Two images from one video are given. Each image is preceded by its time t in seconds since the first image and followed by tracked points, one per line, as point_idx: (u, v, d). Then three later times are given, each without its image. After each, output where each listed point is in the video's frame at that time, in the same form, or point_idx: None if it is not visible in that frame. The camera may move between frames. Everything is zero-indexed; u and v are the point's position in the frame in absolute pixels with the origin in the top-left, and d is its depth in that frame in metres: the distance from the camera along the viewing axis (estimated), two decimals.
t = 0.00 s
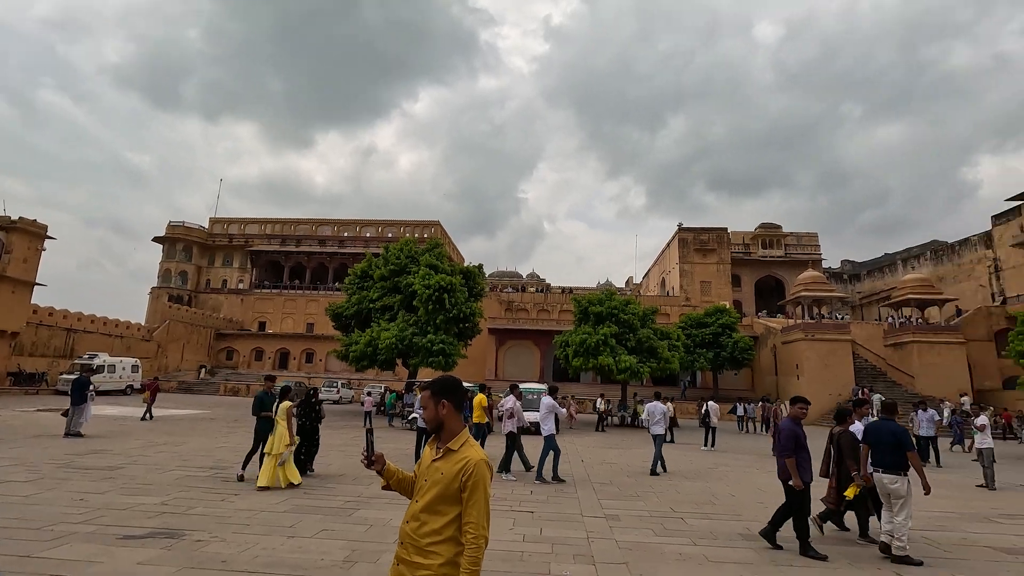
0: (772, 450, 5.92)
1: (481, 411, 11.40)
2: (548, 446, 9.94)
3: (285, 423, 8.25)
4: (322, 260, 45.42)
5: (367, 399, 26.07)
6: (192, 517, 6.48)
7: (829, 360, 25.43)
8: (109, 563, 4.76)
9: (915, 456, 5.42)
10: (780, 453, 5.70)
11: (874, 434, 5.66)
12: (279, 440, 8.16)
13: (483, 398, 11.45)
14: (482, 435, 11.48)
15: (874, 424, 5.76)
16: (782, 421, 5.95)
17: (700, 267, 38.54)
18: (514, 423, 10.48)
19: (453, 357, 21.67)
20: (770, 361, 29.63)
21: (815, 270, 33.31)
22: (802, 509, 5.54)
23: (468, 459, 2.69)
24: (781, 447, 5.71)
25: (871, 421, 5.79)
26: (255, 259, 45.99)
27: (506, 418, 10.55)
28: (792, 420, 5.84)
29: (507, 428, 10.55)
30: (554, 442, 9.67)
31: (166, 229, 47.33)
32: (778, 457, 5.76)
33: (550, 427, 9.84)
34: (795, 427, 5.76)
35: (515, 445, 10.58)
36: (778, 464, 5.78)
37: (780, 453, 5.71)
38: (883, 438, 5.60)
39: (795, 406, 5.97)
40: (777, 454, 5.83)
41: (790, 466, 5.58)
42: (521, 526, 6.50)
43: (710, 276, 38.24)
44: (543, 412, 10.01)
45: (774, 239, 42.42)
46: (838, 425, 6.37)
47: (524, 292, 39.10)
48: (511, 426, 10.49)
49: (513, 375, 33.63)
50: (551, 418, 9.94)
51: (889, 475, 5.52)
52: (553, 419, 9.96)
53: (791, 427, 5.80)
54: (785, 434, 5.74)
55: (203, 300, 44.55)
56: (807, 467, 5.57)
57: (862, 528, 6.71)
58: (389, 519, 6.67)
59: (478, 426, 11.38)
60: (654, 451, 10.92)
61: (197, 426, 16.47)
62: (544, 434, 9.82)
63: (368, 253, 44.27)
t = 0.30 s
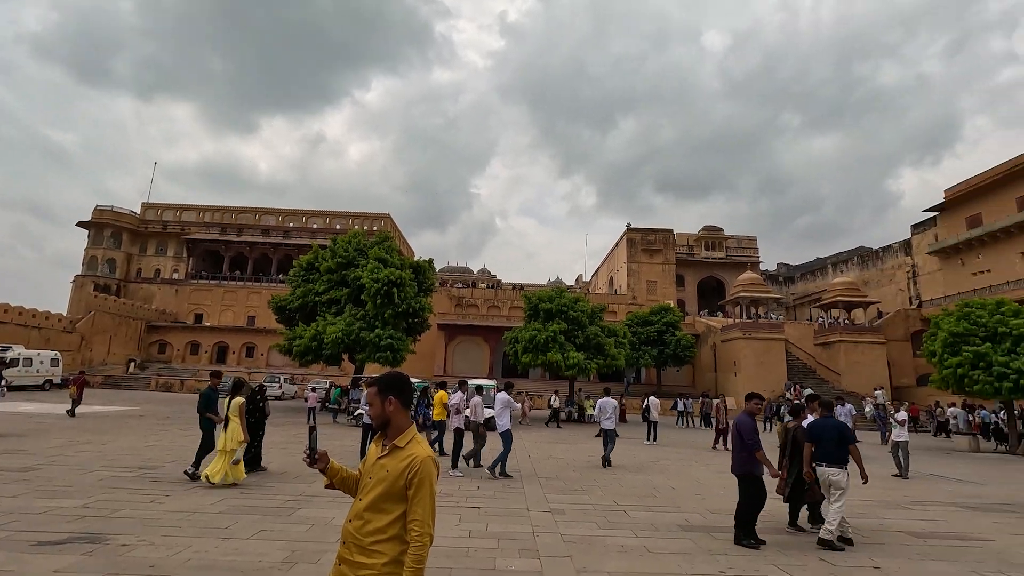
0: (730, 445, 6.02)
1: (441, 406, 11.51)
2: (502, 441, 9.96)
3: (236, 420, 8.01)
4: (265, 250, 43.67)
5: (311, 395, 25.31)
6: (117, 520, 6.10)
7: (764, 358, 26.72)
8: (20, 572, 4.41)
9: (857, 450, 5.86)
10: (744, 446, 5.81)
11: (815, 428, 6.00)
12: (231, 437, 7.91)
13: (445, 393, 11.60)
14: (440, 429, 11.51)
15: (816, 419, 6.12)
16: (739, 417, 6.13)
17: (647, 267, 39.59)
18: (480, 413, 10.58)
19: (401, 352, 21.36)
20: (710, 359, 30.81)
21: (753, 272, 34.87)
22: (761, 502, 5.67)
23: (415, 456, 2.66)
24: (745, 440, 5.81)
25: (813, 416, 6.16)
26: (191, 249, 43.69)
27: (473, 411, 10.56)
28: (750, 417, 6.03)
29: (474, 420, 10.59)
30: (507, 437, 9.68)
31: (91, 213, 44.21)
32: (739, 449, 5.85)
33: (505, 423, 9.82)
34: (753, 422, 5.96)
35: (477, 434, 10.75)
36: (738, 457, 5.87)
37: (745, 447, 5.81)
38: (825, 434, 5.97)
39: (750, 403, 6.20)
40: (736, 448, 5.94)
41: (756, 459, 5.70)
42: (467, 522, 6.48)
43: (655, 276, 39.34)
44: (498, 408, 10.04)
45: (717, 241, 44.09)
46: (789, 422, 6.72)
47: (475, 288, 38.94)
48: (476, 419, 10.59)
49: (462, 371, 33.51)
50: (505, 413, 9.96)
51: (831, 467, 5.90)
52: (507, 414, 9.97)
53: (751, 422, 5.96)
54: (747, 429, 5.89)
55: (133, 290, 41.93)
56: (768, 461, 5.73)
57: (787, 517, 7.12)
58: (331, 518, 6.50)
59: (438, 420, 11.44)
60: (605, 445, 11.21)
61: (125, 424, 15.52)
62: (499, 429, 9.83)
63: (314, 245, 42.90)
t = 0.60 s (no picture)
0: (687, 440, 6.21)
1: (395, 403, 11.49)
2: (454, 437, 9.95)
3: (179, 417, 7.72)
4: (200, 239, 41.51)
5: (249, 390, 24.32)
6: (29, 525, 5.65)
7: (701, 355, 27.85)
8: None
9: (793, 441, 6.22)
10: (700, 441, 6.00)
11: (760, 422, 6.28)
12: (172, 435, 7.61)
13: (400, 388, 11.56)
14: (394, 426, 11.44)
15: (762, 414, 6.40)
16: (698, 412, 6.31)
17: (594, 266, 40.35)
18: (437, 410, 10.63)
19: (345, 347, 20.84)
20: (652, 356, 31.77)
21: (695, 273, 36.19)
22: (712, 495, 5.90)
23: (357, 453, 2.60)
24: (699, 435, 6.02)
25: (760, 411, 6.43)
26: (118, 235, 40.94)
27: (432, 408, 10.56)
28: (707, 413, 6.23)
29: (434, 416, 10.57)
30: (460, 433, 9.70)
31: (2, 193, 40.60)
32: (696, 444, 6.03)
33: (457, 418, 9.83)
34: (710, 419, 6.16)
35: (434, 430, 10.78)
36: (694, 452, 6.07)
37: (699, 442, 6.01)
38: (771, 427, 6.24)
39: (707, 399, 6.43)
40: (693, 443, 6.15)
41: (707, 453, 5.93)
42: (411, 519, 6.42)
43: (602, 275, 40.17)
44: (452, 403, 9.97)
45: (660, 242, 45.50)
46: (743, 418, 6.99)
47: (423, 283, 38.44)
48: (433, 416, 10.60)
49: (408, 366, 33.10)
50: (458, 409, 9.94)
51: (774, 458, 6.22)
52: (460, 410, 9.96)
53: (707, 417, 6.15)
54: (703, 423, 6.09)
55: (49, 278, 38.91)
56: (720, 455, 5.96)
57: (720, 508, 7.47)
58: (268, 519, 6.27)
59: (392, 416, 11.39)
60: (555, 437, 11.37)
61: (40, 421, 14.41)
62: (452, 425, 9.82)
63: (254, 234, 41.12)
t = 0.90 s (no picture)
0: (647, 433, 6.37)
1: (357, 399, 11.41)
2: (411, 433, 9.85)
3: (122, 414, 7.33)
4: (134, 225, 39.14)
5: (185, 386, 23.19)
6: None
7: (648, 353, 28.66)
8: None
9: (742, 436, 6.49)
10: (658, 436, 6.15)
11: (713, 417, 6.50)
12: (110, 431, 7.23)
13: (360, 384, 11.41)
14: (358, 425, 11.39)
15: (716, 409, 6.63)
16: (657, 407, 6.45)
17: (546, 263, 40.71)
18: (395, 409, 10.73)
19: (290, 342, 20.18)
20: (601, 353, 32.39)
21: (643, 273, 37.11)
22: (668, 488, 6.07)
23: (300, 450, 2.53)
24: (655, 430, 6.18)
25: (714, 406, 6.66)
26: (40, 219, 38.03)
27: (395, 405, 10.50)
28: (666, 408, 6.39)
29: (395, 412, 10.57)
30: (420, 431, 9.61)
31: None
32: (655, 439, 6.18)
33: (418, 416, 9.67)
34: (669, 414, 6.33)
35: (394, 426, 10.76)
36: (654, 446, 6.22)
37: (655, 435, 6.19)
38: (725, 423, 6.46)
39: (667, 394, 6.55)
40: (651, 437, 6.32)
41: (661, 447, 6.11)
42: (356, 517, 6.30)
43: (553, 272, 40.60)
44: (412, 401, 9.70)
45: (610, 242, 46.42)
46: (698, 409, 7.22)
47: (373, 277, 37.72)
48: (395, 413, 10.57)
49: (356, 362, 32.45)
50: (419, 407, 9.72)
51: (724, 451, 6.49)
52: (421, 408, 9.76)
53: (667, 412, 6.31)
54: (661, 418, 6.26)
55: None
56: (676, 449, 6.12)
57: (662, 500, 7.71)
58: (205, 519, 6.02)
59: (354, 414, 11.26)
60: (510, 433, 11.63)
61: None
62: (411, 423, 9.66)
63: (193, 223, 39.15)
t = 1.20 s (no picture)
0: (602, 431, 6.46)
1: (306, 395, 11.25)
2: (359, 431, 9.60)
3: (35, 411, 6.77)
4: (41, 206, 35.89)
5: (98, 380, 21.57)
6: None
7: (586, 350, 29.29)
8: None
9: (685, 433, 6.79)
10: (616, 434, 6.23)
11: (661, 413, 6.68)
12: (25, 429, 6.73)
13: (310, 380, 11.35)
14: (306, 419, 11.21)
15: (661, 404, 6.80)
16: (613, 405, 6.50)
17: (489, 260, 40.71)
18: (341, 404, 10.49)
19: (218, 335, 19.15)
20: (541, 350, 32.80)
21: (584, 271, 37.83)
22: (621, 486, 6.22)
23: (222, 447, 2.41)
24: (614, 429, 6.25)
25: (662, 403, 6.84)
26: None
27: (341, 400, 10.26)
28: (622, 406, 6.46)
29: (341, 409, 10.35)
30: (369, 427, 9.39)
31: None
32: (611, 437, 6.27)
33: (369, 412, 9.45)
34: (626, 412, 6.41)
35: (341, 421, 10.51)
36: (609, 444, 6.30)
37: (612, 435, 6.27)
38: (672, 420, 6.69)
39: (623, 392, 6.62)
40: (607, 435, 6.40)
41: (618, 446, 6.21)
42: (285, 517, 6.08)
43: (496, 269, 40.69)
44: (362, 397, 9.53)
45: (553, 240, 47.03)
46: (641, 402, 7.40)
47: (310, 268, 36.44)
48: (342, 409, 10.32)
49: (290, 356, 31.29)
50: (370, 403, 9.53)
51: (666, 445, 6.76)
52: (372, 404, 9.56)
53: (623, 410, 6.41)
54: (619, 417, 6.33)
55: None
56: (632, 448, 6.25)
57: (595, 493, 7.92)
58: (119, 523, 5.64)
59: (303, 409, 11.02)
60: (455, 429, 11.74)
61: None
62: (361, 419, 9.41)
63: (111, 205, 36.37)
